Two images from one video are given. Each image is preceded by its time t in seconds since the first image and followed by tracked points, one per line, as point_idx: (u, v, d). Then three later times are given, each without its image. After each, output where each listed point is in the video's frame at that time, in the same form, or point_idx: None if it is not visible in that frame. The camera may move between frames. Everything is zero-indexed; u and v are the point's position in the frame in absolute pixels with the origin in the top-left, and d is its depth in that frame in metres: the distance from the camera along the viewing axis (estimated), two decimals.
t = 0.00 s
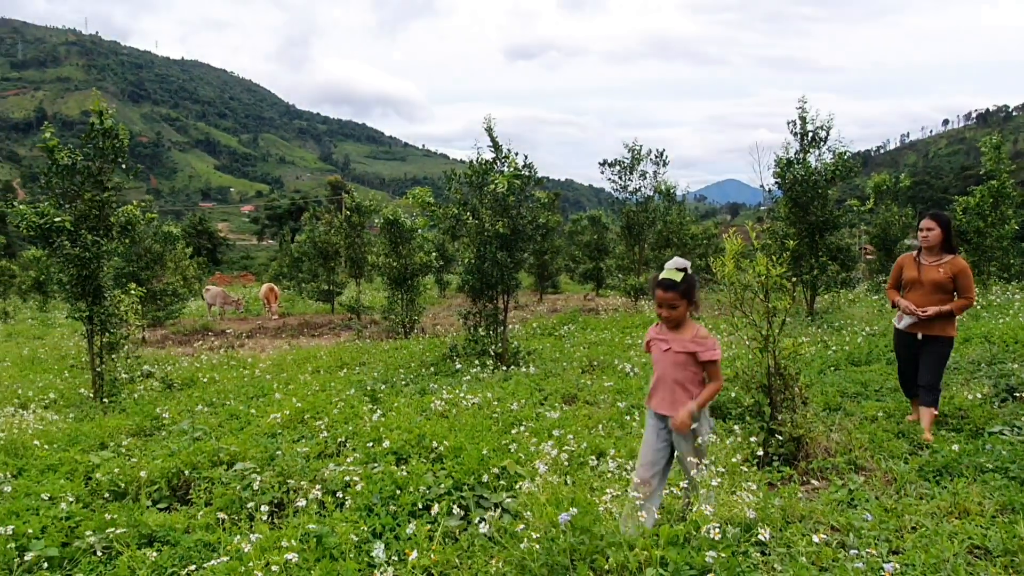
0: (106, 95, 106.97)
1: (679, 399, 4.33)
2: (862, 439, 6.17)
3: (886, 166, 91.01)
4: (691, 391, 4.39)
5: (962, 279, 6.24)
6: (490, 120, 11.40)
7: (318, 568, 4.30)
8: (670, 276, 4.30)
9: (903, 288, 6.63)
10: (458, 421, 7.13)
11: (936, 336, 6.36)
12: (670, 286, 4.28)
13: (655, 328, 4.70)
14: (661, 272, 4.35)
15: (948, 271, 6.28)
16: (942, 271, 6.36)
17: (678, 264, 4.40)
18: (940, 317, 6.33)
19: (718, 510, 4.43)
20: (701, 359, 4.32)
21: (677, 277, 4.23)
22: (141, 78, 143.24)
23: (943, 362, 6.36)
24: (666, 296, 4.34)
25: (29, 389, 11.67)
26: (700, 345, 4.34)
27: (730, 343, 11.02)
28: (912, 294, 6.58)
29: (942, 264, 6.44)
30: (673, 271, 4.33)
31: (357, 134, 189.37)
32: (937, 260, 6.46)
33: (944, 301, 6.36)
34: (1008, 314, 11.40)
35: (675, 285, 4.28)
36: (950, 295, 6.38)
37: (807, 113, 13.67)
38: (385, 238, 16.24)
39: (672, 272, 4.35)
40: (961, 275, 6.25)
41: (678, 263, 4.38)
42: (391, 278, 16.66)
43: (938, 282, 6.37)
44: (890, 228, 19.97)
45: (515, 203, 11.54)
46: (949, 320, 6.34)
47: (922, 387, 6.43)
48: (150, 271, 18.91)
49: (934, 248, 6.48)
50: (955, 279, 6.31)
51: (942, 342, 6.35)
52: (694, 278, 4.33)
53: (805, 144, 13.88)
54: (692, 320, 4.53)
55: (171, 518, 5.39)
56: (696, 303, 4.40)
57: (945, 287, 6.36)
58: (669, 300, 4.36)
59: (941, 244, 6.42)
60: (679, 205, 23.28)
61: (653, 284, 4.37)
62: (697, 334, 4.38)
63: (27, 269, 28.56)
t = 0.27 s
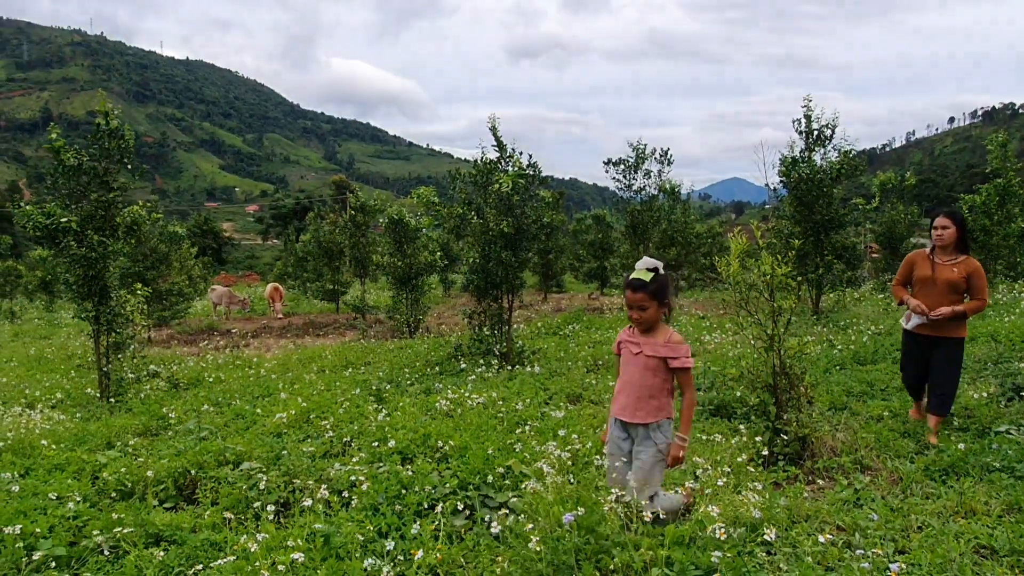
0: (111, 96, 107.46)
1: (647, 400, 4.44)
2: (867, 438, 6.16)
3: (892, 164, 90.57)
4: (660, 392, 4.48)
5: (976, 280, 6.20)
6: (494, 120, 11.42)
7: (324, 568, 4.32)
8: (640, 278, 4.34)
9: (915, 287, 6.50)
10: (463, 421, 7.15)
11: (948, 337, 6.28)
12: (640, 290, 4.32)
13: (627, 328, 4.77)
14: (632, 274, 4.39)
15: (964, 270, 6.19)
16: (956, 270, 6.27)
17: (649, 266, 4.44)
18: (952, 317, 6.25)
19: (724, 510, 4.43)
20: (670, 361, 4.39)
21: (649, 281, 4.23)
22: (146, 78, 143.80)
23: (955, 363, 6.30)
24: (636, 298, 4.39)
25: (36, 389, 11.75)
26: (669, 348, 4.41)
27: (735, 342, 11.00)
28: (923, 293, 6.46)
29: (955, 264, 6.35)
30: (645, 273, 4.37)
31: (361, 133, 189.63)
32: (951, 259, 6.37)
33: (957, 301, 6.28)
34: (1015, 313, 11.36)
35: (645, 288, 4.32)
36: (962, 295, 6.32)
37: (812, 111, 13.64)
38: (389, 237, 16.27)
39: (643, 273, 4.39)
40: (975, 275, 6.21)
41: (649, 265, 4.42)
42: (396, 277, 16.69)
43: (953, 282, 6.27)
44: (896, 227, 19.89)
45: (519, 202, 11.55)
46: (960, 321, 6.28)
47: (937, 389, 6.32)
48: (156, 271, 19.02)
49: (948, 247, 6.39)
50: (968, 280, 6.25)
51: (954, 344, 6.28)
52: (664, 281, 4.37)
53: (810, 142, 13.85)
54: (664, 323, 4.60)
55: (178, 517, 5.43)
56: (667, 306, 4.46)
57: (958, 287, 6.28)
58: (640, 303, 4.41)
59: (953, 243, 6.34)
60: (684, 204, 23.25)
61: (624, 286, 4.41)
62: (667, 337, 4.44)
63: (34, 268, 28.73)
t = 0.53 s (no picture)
0: (115, 96, 107.74)
1: (630, 410, 4.13)
2: (871, 437, 6.15)
3: (895, 162, 90.33)
4: (640, 400, 4.18)
5: (988, 280, 6.09)
6: (497, 119, 11.42)
7: (328, 567, 4.33)
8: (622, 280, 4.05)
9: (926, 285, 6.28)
10: (466, 420, 7.16)
11: (959, 338, 6.14)
12: (623, 292, 4.02)
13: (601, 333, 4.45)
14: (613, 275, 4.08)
15: (978, 270, 6.04)
16: (969, 270, 6.10)
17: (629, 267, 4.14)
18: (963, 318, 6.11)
19: (727, 510, 4.43)
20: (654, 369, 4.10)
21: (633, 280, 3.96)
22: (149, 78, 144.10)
23: (962, 365, 6.21)
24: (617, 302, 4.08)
25: (41, 389, 11.80)
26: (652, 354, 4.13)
27: (738, 341, 11.00)
28: (934, 292, 6.25)
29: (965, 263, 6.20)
30: (626, 276, 4.07)
31: (364, 132, 189.72)
32: (962, 258, 6.21)
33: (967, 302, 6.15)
34: (1019, 310, 11.32)
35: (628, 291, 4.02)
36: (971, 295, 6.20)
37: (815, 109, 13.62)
38: (392, 236, 16.29)
39: (624, 275, 4.08)
40: (987, 276, 6.10)
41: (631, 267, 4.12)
42: (399, 276, 16.71)
43: (965, 282, 6.12)
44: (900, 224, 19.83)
45: (522, 201, 11.55)
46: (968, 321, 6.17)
47: (946, 391, 6.23)
48: (160, 270, 19.07)
49: (959, 245, 6.22)
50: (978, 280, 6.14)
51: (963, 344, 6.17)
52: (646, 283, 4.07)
53: (813, 140, 13.82)
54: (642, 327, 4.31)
55: (183, 516, 5.46)
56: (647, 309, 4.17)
57: (968, 287, 6.14)
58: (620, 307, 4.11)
59: (963, 241, 6.18)
60: (687, 202, 23.22)
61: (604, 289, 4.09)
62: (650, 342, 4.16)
63: (39, 268, 28.85)
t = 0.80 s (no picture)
0: (116, 95, 107.83)
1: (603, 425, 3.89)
2: (873, 435, 6.14)
3: (897, 160, 90.18)
4: (615, 415, 3.97)
5: (991, 280, 6.02)
6: (498, 117, 11.40)
7: (330, 567, 4.32)
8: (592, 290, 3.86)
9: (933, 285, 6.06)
10: (468, 419, 7.15)
11: (966, 338, 6.03)
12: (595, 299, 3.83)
13: (570, 348, 4.19)
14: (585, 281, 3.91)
15: (985, 270, 5.94)
16: (975, 269, 5.98)
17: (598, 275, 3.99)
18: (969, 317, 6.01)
19: (729, 509, 4.42)
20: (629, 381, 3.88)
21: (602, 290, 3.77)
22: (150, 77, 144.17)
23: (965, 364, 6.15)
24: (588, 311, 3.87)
25: (42, 388, 11.81)
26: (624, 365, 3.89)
27: (740, 339, 10.99)
28: (941, 291, 6.06)
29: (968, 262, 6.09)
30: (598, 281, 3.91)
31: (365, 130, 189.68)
32: (965, 256, 6.07)
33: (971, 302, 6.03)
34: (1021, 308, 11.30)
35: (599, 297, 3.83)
36: (973, 294, 6.11)
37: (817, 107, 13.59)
38: (394, 235, 16.29)
39: (598, 281, 3.98)
40: (990, 276, 6.03)
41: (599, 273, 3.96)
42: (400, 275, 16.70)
43: (972, 281, 5.98)
44: (902, 222, 19.80)
45: (524, 199, 11.53)
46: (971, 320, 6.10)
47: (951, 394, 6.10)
48: (161, 269, 19.10)
49: (962, 244, 6.08)
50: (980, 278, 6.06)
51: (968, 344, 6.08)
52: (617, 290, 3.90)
53: (815, 138, 13.79)
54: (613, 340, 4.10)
55: (185, 516, 5.46)
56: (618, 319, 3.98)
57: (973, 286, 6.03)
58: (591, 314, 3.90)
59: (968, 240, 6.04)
60: (688, 200, 23.19)
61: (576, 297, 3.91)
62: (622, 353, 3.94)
63: (41, 267, 28.91)
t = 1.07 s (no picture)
0: (117, 93, 107.87)
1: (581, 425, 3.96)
2: (875, 433, 6.12)
3: (899, 157, 90.00)
4: (594, 416, 4.03)
5: (995, 278, 5.94)
6: (499, 114, 11.38)
7: (331, 564, 4.32)
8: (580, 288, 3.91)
9: (939, 286, 5.94)
10: (469, 416, 7.15)
11: (974, 339, 5.92)
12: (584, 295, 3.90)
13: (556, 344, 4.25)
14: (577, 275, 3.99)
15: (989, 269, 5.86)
16: (980, 269, 5.90)
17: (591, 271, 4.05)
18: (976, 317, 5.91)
19: (731, 506, 4.41)
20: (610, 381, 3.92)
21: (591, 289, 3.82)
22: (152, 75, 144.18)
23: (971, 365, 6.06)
24: (577, 305, 3.94)
25: (43, 385, 11.82)
26: (607, 365, 3.94)
27: (741, 337, 10.98)
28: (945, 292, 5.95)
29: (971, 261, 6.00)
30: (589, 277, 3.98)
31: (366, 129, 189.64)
32: (968, 256, 5.99)
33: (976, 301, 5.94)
34: None
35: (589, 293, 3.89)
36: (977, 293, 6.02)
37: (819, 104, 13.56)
38: (395, 233, 16.28)
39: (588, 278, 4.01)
40: (994, 274, 5.95)
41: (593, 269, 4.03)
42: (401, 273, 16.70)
43: (977, 281, 5.89)
44: (903, 220, 19.77)
45: (525, 197, 11.52)
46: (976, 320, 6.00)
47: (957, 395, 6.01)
48: (162, 267, 19.12)
49: (965, 243, 5.98)
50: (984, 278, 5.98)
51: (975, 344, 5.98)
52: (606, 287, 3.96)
53: (816, 135, 13.76)
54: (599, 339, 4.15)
55: (186, 513, 5.46)
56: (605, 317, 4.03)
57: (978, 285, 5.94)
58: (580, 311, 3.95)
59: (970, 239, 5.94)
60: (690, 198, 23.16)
61: (566, 289, 3.99)
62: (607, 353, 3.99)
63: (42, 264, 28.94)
